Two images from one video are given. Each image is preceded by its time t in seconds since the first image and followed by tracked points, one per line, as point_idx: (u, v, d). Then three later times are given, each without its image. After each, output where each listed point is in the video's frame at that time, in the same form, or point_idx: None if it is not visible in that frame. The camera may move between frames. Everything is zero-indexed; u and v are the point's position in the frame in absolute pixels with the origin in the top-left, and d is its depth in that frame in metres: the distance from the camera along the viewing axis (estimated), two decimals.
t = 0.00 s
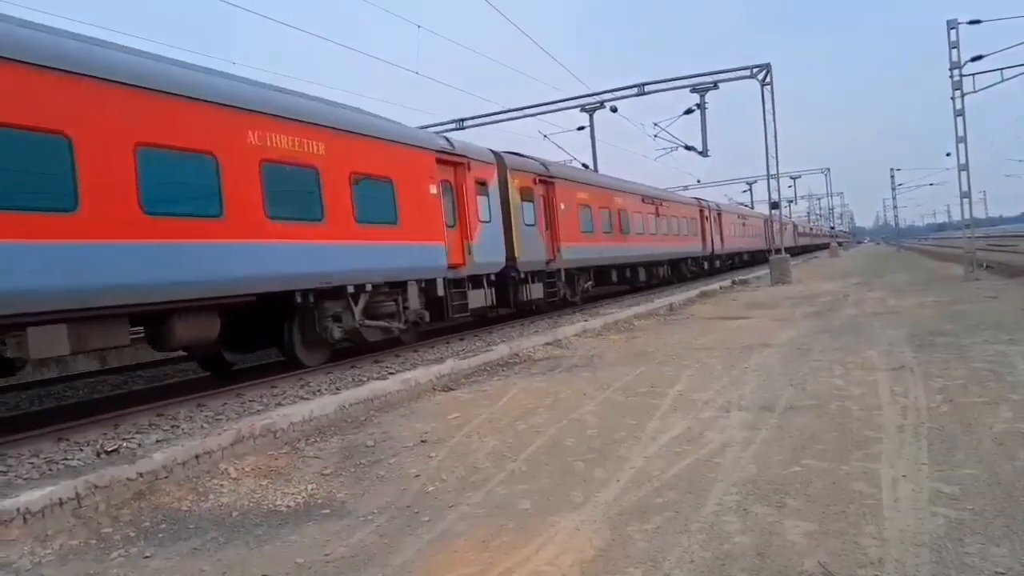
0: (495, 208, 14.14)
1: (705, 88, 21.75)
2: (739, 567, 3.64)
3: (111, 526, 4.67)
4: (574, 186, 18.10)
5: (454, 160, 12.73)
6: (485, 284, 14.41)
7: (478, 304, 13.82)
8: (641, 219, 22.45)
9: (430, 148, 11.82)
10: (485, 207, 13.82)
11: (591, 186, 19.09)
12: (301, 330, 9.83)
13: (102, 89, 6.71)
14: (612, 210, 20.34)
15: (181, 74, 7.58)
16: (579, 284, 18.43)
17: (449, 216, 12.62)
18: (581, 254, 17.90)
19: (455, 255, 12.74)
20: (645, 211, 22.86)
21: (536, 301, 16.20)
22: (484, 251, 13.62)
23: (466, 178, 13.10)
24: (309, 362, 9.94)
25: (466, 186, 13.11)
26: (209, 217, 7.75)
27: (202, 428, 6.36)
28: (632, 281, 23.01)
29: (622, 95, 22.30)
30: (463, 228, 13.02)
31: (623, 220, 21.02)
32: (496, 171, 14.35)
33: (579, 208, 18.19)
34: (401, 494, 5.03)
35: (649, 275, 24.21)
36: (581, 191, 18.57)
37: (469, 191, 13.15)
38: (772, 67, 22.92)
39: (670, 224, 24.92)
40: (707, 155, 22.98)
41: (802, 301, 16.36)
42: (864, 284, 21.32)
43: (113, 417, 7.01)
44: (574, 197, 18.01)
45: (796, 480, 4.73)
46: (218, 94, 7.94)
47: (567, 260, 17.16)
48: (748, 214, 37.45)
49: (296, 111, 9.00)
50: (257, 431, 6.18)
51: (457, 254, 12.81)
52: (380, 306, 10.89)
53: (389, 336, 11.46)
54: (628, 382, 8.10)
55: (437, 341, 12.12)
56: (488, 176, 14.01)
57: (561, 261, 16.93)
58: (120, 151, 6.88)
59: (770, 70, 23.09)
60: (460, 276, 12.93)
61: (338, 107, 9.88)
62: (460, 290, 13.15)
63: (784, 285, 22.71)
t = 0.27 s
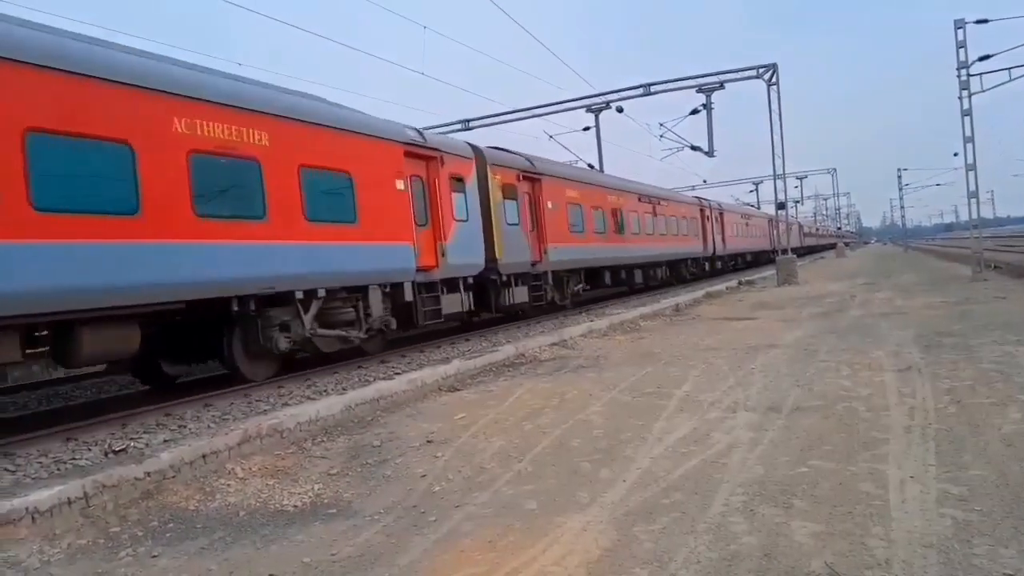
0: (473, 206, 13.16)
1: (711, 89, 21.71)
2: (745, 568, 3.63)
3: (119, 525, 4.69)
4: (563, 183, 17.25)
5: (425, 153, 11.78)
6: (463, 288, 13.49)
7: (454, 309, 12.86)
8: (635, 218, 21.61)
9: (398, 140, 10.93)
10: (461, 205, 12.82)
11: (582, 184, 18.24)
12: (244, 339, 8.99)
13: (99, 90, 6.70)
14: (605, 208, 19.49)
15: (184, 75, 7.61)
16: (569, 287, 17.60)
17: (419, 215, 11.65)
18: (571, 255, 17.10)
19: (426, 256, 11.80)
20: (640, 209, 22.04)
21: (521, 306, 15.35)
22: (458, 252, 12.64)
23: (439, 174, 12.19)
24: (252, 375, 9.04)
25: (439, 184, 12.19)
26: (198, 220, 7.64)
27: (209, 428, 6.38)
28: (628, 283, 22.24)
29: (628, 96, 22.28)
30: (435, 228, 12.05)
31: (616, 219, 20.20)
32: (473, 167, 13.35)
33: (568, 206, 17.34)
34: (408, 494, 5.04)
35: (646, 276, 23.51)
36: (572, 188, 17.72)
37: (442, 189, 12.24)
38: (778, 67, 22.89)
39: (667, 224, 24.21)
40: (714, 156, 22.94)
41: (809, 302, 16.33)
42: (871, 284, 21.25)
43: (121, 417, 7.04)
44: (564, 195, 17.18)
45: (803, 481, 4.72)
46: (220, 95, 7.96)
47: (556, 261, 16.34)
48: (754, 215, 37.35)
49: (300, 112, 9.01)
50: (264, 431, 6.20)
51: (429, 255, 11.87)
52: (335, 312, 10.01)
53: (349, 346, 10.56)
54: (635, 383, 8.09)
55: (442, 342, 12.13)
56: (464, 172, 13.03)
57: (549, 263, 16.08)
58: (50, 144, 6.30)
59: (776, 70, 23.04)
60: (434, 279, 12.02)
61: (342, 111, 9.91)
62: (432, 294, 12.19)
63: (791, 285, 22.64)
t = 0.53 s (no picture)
0: (451, 201, 12.12)
1: (722, 85, 21.62)
2: (757, 565, 3.63)
3: (132, 520, 4.72)
4: (555, 176, 16.36)
5: (395, 142, 10.82)
6: (441, 289, 12.42)
7: (427, 313, 11.73)
8: (633, 213, 20.74)
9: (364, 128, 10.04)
10: (437, 200, 11.77)
11: (575, 178, 17.36)
12: (176, 347, 8.02)
13: (119, 87, 6.76)
14: (600, 203, 18.61)
15: (200, 73, 7.65)
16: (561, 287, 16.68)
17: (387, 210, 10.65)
18: (563, 253, 16.23)
19: (397, 256, 10.80)
20: (638, 204, 21.18)
21: (508, 308, 14.38)
22: (432, 251, 11.57)
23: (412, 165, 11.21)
24: (185, 388, 8.09)
25: (414, 177, 11.24)
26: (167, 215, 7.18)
27: (221, 424, 6.41)
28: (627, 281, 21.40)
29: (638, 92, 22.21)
30: (407, 224, 11.03)
31: (613, 214, 19.34)
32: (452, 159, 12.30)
33: (561, 201, 16.45)
34: (419, 490, 5.06)
35: (646, 274, 22.77)
36: (565, 182, 16.83)
37: (416, 182, 11.27)
38: (789, 64, 22.77)
39: (668, 220, 23.42)
40: (725, 152, 22.85)
41: (820, 299, 16.27)
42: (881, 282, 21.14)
43: (134, 413, 7.09)
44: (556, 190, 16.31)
45: (814, 479, 4.70)
46: (236, 93, 7.99)
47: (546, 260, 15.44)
48: (764, 211, 37.21)
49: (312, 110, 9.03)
50: (276, 427, 6.23)
51: (399, 255, 10.86)
52: (284, 317, 8.97)
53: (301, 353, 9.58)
54: (645, 380, 8.08)
55: (452, 339, 12.14)
56: (442, 165, 11.99)
57: (537, 262, 15.19)
58: None
59: (788, 67, 22.91)
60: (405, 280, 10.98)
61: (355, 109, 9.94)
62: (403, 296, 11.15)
63: (801, 282, 22.52)
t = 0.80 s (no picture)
0: (423, 197, 11.36)
1: (734, 83, 21.54)
2: (768, 566, 3.61)
3: (146, 515, 4.76)
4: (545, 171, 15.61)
5: (357, 130, 10.08)
6: (413, 291, 11.71)
7: (394, 317, 10.96)
8: (632, 210, 19.94)
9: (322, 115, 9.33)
10: (405, 195, 11.01)
11: (568, 172, 16.59)
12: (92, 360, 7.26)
13: (125, 85, 6.83)
14: (595, 199, 17.85)
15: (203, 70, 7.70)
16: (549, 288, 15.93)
17: (348, 206, 9.89)
18: (553, 252, 15.48)
19: (360, 256, 10.04)
20: (638, 200, 20.42)
21: (491, 310, 13.62)
22: (400, 252, 10.80)
23: (378, 155, 10.46)
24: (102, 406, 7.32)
25: (380, 169, 10.51)
26: (108, 209, 6.63)
27: (233, 421, 6.45)
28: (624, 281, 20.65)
29: (650, 90, 22.16)
30: (371, 221, 10.27)
31: (610, 211, 18.58)
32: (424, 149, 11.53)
33: (551, 197, 15.68)
34: (429, 488, 5.07)
35: (646, 274, 22.09)
36: (557, 177, 16.06)
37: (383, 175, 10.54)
38: (802, 62, 22.68)
39: (668, 218, 22.71)
40: (736, 150, 22.76)
41: (833, 299, 16.17)
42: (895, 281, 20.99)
43: (147, 409, 7.14)
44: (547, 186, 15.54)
45: (826, 479, 4.68)
46: (239, 89, 8.04)
47: (532, 260, 14.68)
48: (775, 210, 37.02)
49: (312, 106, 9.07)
50: (287, 424, 6.25)
51: (362, 253, 10.09)
52: (221, 324, 8.23)
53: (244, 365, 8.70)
54: (656, 379, 8.06)
55: (463, 337, 12.15)
56: (413, 155, 11.21)
57: (524, 261, 14.44)
58: None
59: (800, 64, 22.80)
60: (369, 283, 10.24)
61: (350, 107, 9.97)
62: (367, 300, 10.35)
63: (814, 282, 22.41)
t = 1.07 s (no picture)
0: (388, 192, 10.48)
1: (746, 82, 21.44)
2: (781, 566, 3.60)
3: (159, 513, 4.79)
4: (531, 165, 14.79)
5: (311, 118, 9.21)
6: (376, 295, 10.72)
7: (354, 323, 10.10)
8: (626, 207, 19.10)
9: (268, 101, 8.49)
10: (368, 192, 10.13)
11: (555, 167, 15.79)
12: None
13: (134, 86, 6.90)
14: (585, 196, 17.01)
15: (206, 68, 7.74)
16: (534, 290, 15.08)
17: (299, 203, 9.00)
18: (537, 251, 14.64)
19: (314, 258, 9.16)
20: (634, 197, 19.59)
21: (469, 314, 12.80)
22: (359, 252, 9.87)
23: (335, 146, 9.61)
24: None
25: (339, 163, 9.65)
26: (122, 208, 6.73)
27: (245, 419, 6.48)
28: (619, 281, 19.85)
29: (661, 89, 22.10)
30: (326, 220, 9.37)
31: (602, 208, 17.76)
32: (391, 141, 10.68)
33: (536, 193, 14.85)
34: (441, 486, 5.08)
35: (644, 274, 21.30)
36: (543, 172, 15.24)
37: (342, 169, 9.67)
38: (814, 60, 22.55)
39: (667, 216, 21.90)
40: (748, 149, 22.66)
41: (846, 298, 16.06)
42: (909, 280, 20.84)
43: (160, 407, 7.19)
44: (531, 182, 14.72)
45: (839, 480, 4.65)
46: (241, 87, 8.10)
47: (514, 260, 13.84)
48: (788, 209, 36.83)
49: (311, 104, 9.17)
50: (299, 422, 6.28)
51: (316, 255, 9.21)
52: (142, 336, 7.26)
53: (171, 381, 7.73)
54: (667, 378, 8.04)
55: (475, 336, 12.15)
56: (376, 148, 10.36)
57: (506, 262, 13.60)
58: None
59: (813, 62, 22.67)
60: (324, 286, 9.37)
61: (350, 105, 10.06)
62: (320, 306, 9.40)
63: (827, 281, 22.28)
